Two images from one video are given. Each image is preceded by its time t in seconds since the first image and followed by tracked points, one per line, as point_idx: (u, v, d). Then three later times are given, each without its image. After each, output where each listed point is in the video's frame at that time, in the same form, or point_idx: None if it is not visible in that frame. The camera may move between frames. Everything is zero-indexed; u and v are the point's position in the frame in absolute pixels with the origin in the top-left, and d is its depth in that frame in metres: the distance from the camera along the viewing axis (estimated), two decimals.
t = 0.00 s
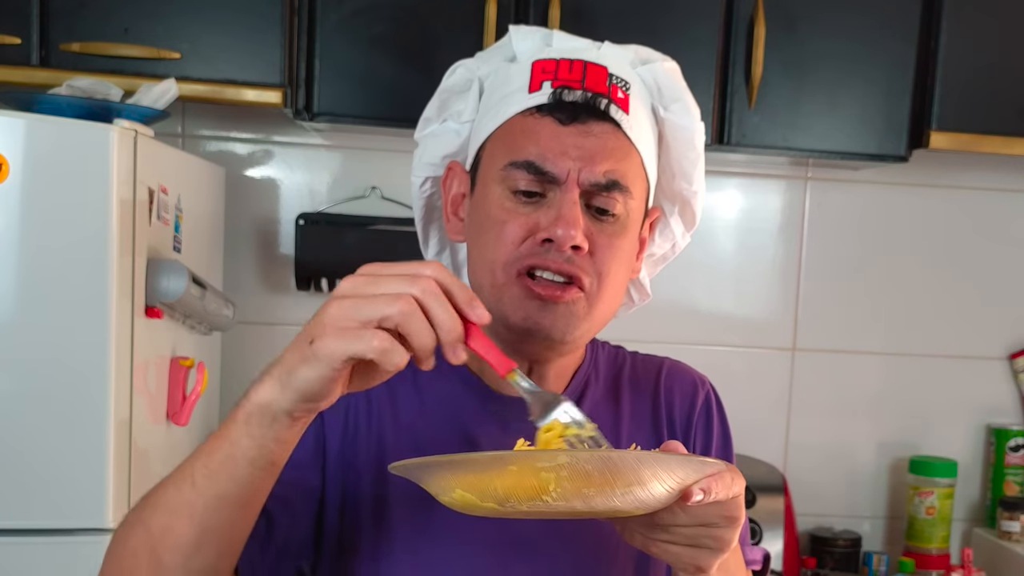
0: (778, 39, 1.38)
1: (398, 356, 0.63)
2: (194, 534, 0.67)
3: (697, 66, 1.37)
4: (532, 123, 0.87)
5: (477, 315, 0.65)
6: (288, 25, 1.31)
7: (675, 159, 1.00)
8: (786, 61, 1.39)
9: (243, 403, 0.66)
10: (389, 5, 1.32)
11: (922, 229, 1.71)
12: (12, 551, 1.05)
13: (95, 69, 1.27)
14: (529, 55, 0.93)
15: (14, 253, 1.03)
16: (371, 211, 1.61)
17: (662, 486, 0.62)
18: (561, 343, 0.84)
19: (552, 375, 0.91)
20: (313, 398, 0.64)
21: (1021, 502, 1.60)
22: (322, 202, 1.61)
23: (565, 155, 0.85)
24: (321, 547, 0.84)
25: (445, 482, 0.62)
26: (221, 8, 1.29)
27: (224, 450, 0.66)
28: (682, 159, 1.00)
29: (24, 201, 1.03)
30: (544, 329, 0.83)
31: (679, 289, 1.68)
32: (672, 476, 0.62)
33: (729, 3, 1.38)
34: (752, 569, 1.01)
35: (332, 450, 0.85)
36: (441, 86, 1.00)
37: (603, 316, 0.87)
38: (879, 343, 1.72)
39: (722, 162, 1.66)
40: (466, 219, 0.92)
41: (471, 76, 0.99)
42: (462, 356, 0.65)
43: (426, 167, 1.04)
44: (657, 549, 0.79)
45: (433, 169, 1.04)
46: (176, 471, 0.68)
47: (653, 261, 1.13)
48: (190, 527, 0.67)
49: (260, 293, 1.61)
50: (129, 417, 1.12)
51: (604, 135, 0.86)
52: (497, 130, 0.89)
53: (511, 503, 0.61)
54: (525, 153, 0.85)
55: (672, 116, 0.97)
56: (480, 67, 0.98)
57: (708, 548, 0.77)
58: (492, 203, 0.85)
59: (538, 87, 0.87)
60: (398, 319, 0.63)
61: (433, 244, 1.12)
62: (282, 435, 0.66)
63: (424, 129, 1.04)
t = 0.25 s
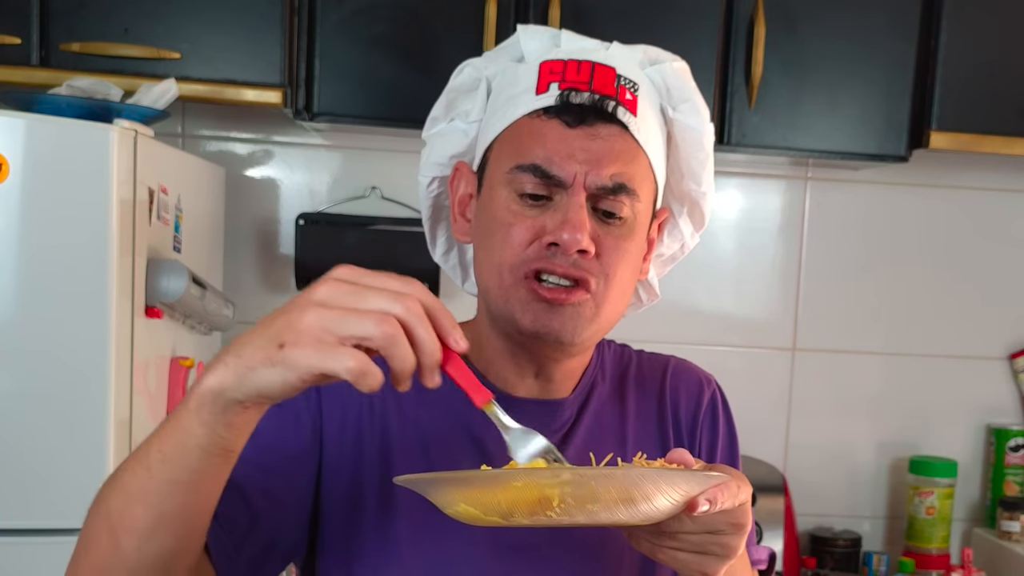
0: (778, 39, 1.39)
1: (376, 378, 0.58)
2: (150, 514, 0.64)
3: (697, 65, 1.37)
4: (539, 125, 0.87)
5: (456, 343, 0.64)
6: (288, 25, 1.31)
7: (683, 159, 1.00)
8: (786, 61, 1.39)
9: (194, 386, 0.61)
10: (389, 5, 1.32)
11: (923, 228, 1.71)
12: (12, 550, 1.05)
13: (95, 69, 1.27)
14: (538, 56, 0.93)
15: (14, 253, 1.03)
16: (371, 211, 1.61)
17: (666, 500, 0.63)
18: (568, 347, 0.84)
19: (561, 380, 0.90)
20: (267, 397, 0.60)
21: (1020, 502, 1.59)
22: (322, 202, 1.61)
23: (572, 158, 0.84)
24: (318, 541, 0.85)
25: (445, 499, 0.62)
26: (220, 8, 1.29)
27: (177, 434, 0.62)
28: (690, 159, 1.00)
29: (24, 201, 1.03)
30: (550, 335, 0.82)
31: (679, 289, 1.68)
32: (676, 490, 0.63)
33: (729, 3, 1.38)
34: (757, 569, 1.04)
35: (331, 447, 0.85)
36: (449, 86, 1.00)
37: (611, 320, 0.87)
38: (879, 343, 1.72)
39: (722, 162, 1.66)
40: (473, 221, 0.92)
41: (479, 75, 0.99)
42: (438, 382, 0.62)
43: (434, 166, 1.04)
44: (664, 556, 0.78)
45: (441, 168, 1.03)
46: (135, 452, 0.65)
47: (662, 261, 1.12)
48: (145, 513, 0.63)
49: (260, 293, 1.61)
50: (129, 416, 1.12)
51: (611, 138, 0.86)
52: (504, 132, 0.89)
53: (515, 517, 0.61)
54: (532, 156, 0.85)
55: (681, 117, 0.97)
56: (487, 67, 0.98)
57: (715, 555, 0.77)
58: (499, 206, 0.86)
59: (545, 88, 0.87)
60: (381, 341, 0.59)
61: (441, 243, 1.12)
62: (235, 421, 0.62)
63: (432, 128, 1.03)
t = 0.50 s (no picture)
0: (778, 38, 1.38)
1: (373, 373, 0.59)
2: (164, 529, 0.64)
3: (697, 64, 1.37)
4: (543, 132, 0.86)
5: (439, 331, 0.64)
6: (288, 25, 1.31)
7: (688, 162, 1.00)
8: (786, 61, 1.39)
9: (206, 409, 0.63)
10: (389, 5, 1.32)
11: (922, 228, 1.71)
12: (12, 550, 1.05)
13: (95, 69, 1.27)
14: (542, 60, 0.93)
15: (14, 253, 1.03)
16: (371, 211, 1.61)
17: (675, 501, 0.63)
18: (570, 354, 0.84)
19: (564, 385, 0.90)
20: (276, 409, 0.61)
21: (1020, 502, 1.59)
22: (322, 202, 1.61)
23: (576, 167, 0.84)
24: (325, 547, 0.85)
25: (455, 503, 0.62)
26: (220, 8, 1.29)
27: (189, 453, 0.64)
28: (696, 164, 0.99)
29: (24, 201, 1.03)
30: (552, 342, 0.82)
31: (679, 289, 1.68)
32: (686, 491, 0.63)
33: (729, 3, 1.38)
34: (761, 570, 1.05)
35: (337, 452, 0.85)
36: (454, 87, 1.00)
37: (613, 327, 0.87)
38: (879, 343, 1.72)
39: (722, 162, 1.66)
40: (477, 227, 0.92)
41: (483, 77, 0.99)
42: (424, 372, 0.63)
43: (437, 169, 1.04)
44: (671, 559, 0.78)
45: (445, 171, 1.04)
46: (147, 469, 0.66)
47: (668, 263, 1.13)
48: (158, 526, 0.64)
49: (260, 293, 1.61)
50: (129, 416, 1.12)
51: (615, 145, 0.86)
52: (508, 138, 0.89)
53: (526, 520, 0.61)
54: (536, 163, 0.85)
55: (687, 121, 0.97)
56: (491, 69, 0.98)
57: (722, 557, 0.77)
58: (502, 214, 0.85)
59: (550, 94, 0.87)
60: (371, 337, 0.60)
61: (444, 245, 1.13)
62: (248, 440, 0.63)
63: (435, 129, 1.04)
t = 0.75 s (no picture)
0: (779, 38, 1.38)
1: (421, 394, 0.59)
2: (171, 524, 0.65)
3: (697, 64, 1.37)
4: (536, 136, 0.86)
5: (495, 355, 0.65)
6: (288, 25, 1.31)
7: (686, 163, 1.00)
8: (786, 61, 1.39)
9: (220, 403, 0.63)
10: (389, 5, 1.32)
11: (923, 228, 1.71)
12: (13, 550, 1.05)
13: (95, 69, 1.27)
14: (536, 62, 0.93)
15: (14, 253, 1.03)
16: (371, 211, 1.61)
17: (670, 501, 0.63)
18: (567, 357, 0.84)
19: (562, 387, 0.90)
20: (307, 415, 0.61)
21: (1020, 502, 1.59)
22: (322, 202, 1.61)
23: (568, 171, 0.84)
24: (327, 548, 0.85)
25: (450, 498, 0.62)
26: (220, 8, 1.29)
27: (202, 448, 0.63)
28: (693, 163, 0.99)
29: (24, 201, 1.03)
30: (548, 346, 0.83)
31: (679, 290, 1.68)
32: (681, 491, 0.63)
33: (729, 3, 1.38)
34: None
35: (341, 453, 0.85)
36: (449, 90, 1.00)
37: (610, 329, 0.87)
38: (879, 343, 1.72)
39: (722, 162, 1.66)
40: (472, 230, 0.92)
41: (478, 80, 0.99)
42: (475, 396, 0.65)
43: (434, 172, 1.04)
44: (668, 559, 0.78)
45: (442, 174, 1.04)
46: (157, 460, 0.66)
47: (668, 262, 1.13)
48: (164, 521, 0.65)
49: (261, 293, 1.61)
50: (129, 416, 1.12)
51: (609, 148, 0.86)
52: (502, 142, 0.89)
53: (520, 517, 0.61)
54: (528, 168, 0.85)
55: (683, 121, 0.97)
56: (486, 72, 0.98)
57: (719, 557, 0.77)
58: (496, 218, 0.86)
59: (542, 98, 0.87)
60: (426, 356, 0.60)
61: (445, 246, 1.13)
62: (265, 438, 0.63)
63: (433, 132, 1.04)
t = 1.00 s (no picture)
0: (778, 38, 1.38)
1: (378, 397, 0.60)
2: (164, 534, 0.65)
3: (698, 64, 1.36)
4: (537, 137, 0.86)
5: (439, 347, 0.63)
6: (288, 25, 1.31)
7: (692, 164, 1.00)
8: (786, 61, 1.39)
9: (212, 423, 0.64)
10: (389, 5, 1.32)
11: (923, 228, 1.71)
12: (13, 550, 1.05)
13: (95, 69, 1.27)
14: (540, 63, 0.93)
15: (14, 253, 1.03)
16: (371, 211, 1.61)
17: (672, 504, 0.63)
18: (568, 359, 0.84)
19: (567, 390, 0.89)
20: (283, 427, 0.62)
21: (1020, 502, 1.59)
22: (322, 202, 1.61)
23: (569, 173, 0.84)
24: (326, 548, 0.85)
25: (453, 499, 0.62)
26: (220, 8, 1.29)
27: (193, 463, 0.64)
28: (699, 165, 0.99)
29: (24, 201, 1.03)
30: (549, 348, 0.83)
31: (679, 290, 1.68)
32: (684, 494, 0.63)
33: (729, 3, 1.38)
34: None
35: (339, 452, 0.85)
36: (454, 91, 1.00)
37: (612, 331, 0.87)
38: (878, 343, 1.72)
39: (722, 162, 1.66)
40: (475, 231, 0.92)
41: (483, 80, 0.99)
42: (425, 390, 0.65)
43: (440, 173, 1.04)
44: (670, 560, 0.79)
45: (447, 175, 1.04)
46: (149, 473, 0.67)
47: (675, 263, 1.12)
48: (156, 532, 0.65)
49: (260, 293, 1.61)
50: (129, 416, 1.12)
51: (610, 150, 0.86)
52: (504, 143, 0.89)
53: (522, 518, 0.61)
54: (530, 170, 0.85)
55: (688, 122, 0.97)
56: (490, 72, 0.98)
57: (721, 560, 0.77)
58: (497, 220, 0.86)
59: (544, 99, 0.87)
60: (372, 362, 0.60)
61: (452, 246, 1.13)
62: (254, 456, 0.64)
63: (439, 132, 1.04)
